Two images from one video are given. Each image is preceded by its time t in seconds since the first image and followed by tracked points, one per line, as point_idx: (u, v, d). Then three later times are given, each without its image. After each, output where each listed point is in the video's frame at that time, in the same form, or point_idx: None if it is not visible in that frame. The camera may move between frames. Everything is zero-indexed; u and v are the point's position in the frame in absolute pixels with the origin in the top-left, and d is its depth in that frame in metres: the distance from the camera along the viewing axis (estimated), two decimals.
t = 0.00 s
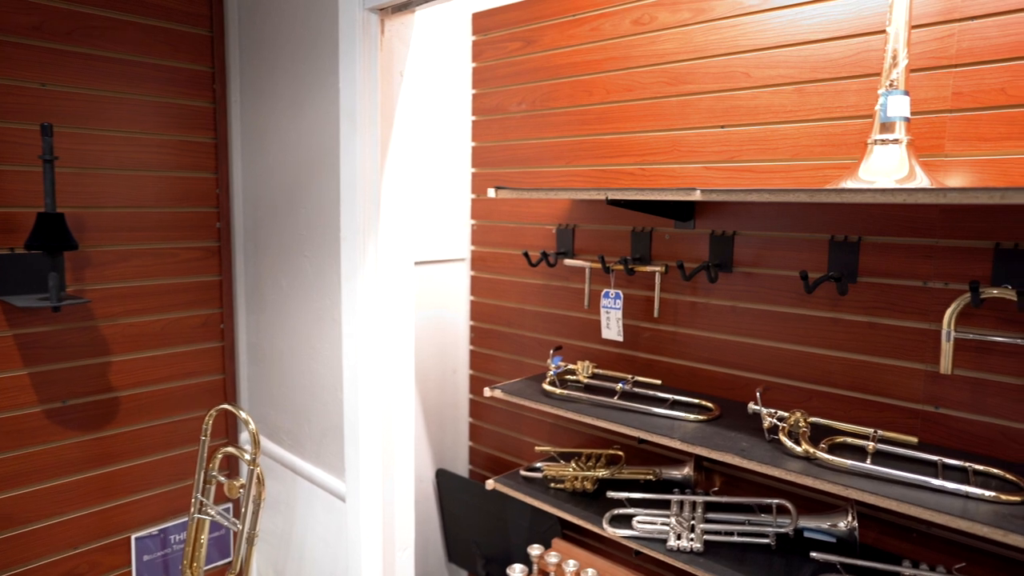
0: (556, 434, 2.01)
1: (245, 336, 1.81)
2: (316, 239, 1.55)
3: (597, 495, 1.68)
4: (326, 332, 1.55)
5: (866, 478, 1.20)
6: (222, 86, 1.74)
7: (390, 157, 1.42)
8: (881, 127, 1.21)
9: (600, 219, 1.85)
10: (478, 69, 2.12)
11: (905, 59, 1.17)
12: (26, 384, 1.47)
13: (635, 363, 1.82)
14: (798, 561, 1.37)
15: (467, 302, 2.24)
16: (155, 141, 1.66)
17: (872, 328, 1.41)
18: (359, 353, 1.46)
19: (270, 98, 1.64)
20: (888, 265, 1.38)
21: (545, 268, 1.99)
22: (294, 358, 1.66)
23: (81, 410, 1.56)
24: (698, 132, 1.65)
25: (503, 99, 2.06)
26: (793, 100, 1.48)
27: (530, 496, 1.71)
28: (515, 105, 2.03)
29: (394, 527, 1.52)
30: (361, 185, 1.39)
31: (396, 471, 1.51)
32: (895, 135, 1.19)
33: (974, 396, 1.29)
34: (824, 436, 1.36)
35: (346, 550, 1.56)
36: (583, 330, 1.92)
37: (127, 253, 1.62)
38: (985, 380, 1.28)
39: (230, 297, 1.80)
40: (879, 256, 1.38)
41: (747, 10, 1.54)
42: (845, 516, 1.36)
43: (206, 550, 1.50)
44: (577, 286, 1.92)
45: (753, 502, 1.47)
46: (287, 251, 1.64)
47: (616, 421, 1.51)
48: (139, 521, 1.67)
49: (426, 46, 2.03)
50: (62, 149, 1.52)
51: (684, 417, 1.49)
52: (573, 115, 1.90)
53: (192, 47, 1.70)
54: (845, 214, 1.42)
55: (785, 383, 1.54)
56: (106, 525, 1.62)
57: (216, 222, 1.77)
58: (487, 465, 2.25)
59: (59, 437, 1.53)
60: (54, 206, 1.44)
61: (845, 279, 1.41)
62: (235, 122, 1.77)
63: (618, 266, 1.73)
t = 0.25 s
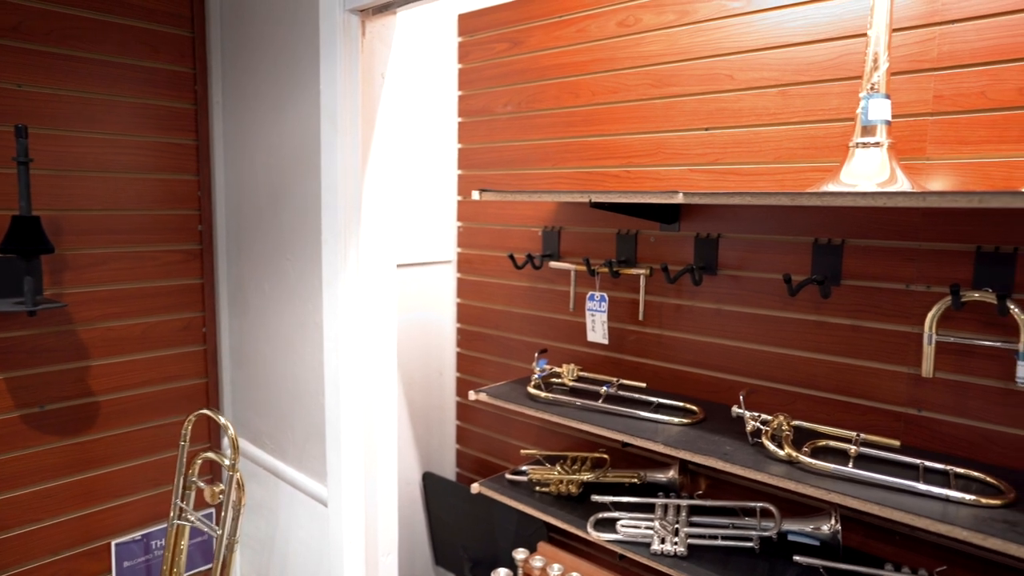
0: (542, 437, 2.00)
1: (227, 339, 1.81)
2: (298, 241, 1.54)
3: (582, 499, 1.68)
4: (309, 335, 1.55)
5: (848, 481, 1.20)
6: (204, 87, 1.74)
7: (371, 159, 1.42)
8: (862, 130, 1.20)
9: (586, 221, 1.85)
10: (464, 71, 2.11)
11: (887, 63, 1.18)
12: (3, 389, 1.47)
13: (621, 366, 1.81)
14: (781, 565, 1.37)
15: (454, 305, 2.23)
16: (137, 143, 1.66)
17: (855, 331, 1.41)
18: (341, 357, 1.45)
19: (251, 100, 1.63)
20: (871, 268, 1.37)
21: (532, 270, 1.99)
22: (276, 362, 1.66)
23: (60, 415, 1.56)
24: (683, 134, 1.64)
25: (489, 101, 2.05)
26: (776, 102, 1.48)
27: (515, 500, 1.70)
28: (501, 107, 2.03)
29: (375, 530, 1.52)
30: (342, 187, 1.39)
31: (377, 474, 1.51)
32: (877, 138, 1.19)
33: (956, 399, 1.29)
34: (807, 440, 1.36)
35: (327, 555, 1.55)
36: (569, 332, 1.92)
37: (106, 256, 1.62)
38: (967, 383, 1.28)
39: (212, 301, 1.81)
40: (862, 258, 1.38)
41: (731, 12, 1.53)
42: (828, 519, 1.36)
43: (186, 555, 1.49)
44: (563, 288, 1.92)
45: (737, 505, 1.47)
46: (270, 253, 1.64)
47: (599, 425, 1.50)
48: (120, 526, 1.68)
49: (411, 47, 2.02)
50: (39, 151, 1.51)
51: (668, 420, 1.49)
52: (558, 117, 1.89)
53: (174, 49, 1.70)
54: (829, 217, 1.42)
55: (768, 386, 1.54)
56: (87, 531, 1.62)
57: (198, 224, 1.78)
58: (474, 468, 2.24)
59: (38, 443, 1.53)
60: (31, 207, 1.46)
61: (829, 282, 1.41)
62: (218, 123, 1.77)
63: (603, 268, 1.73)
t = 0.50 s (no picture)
0: (528, 439, 2.00)
1: (211, 342, 1.82)
2: (281, 242, 1.54)
3: (567, 501, 1.68)
4: (292, 338, 1.55)
5: (828, 483, 1.21)
6: (186, 85, 1.76)
7: (354, 160, 1.42)
8: (842, 133, 1.21)
9: (571, 223, 1.85)
10: (451, 72, 2.11)
11: (865, 66, 1.18)
12: None
13: (606, 367, 1.81)
14: (764, 566, 1.37)
15: (440, 306, 2.23)
16: (117, 143, 1.67)
17: (837, 332, 1.41)
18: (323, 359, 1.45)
19: (235, 102, 1.63)
20: (852, 270, 1.38)
21: (518, 271, 1.99)
22: (260, 364, 1.66)
23: (39, 418, 1.56)
24: (667, 136, 1.65)
25: (476, 102, 2.05)
26: (759, 104, 1.48)
27: (500, 501, 1.70)
28: (487, 108, 2.02)
29: (358, 530, 1.52)
30: (323, 189, 1.39)
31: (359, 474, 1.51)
32: (857, 141, 1.19)
33: (936, 400, 1.30)
34: (788, 441, 1.37)
35: (311, 557, 1.56)
36: (555, 334, 1.92)
37: (87, 258, 1.62)
38: (947, 384, 1.29)
39: (195, 303, 1.81)
40: (844, 260, 1.39)
41: (714, 14, 1.53)
42: (810, 521, 1.37)
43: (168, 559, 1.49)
44: (549, 290, 1.92)
45: (720, 507, 1.48)
46: (253, 255, 1.64)
47: (582, 427, 1.50)
48: (103, 530, 1.68)
49: (397, 48, 2.01)
50: (16, 151, 1.51)
51: (652, 422, 1.49)
52: (544, 119, 1.89)
53: (152, 49, 1.71)
54: (811, 220, 1.42)
55: (751, 388, 1.55)
56: (70, 535, 1.63)
57: (181, 226, 1.78)
58: (461, 470, 2.24)
59: (19, 445, 1.54)
60: (8, 209, 1.48)
61: (812, 283, 1.42)
62: (200, 123, 1.77)
63: (588, 269, 1.74)
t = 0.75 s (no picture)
0: (514, 441, 2.00)
1: (193, 346, 1.81)
2: (263, 244, 1.53)
3: (552, 504, 1.68)
4: (274, 342, 1.54)
5: (811, 486, 1.21)
6: (167, 86, 1.75)
7: (336, 162, 1.40)
8: (825, 136, 1.21)
9: (557, 225, 1.84)
10: (436, 73, 2.11)
11: (848, 70, 1.19)
12: None
13: (592, 370, 1.81)
14: (747, 568, 1.38)
15: (426, 308, 2.22)
16: (97, 146, 1.65)
17: (820, 335, 1.41)
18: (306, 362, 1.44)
19: (217, 103, 1.62)
20: (835, 273, 1.38)
21: (503, 274, 1.98)
22: (242, 368, 1.64)
23: (17, 424, 1.54)
24: (652, 138, 1.64)
25: (461, 103, 2.05)
26: (743, 107, 1.48)
27: (485, 505, 1.69)
28: (473, 109, 2.02)
29: (341, 533, 1.51)
30: (306, 191, 1.38)
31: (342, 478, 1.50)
32: (839, 144, 1.20)
33: (918, 403, 1.30)
34: (771, 444, 1.38)
35: (294, 562, 1.54)
36: (541, 336, 1.91)
37: (64, 261, 1.60)
38: (929, 387, 1.29)
39: (177, 307, 1.80)
40: (827, 263, 1.39)
41: (699, 17, 1.53)
42: (794, 523, 1.37)
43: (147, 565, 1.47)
44: (535, 292, 1.91)
45: (704, 509, 1.48)
46: (235, 258, 1.62)
47: (567, 430, 1.50)
48: (82, 536, 1.66)
49: (382, 49, 2.00)
50: None
51: (637, 425, 1.49)
52: (529, 120, 1.88)
53: (132, 49, 1.70)
54: (795, 223, 1.42)
55: (735, 390, 1.55)
56: (48, 542, 1.61)
57: (162, 228, 1.78)
58: (447, 472, 2.23)
59: None
60: None
61: (795, 286, 1.42)
62: (182, 124, 1.76)
63: (573, 272, 1.74)
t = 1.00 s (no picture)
0: (499, 444, 1.99)
1: (173, 351, 1.82)
2: (243, 249, 1.52)
3: (537, 508, 1.67)
4: (255, 347, 1.52)
5: (794, 490, 1.21)
6: (146, 88, 1.74)
7: (318, 165, 1.39)
8: (808, 141, 1.21)
9: (541, 228, 1.84)
10: (420, 75, 2.09)
11: (831, 74, 1.19)
12: None
13: (577, 373, 1.81)
14: (732, 571, 1.38)
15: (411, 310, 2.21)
16: (70, 147, 1.63)
17: (804, 338, 1.42)
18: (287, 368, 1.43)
19: (198, 105, 1.60)
20: (818, 276, 1.39)
21: (488, 276, 1.97)
22: (223, 373, 1.63)
23: None
24: (636, 141, 1.64)
25: (445, 105, 2.03)
26: (727, 110, 1.48)
27: (470, 509, 1.69)
28: (457, 111, 2.01)
29: (324, 540, 1.50)
30: (287, 195, 1.36)
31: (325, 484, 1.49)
32: (822, 149, 1.20)
33: (900, 405, 1.31)
34: (756, 447, 1.38)
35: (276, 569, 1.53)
36: (526, 339, 1.90)
37: (40, 266, 1.59)
38: (910, 389, 1.30)
39: (156, 311, 1.80)
40: (810, 266, 1.40)
41: (683, 20, 1.53)
42: (778, 525, 1.38)
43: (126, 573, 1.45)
44: (520, 295, 1.90)
45: (689, 512, 1.49)
46: (216, 262, 1.60)
47: (552, 435, 1.49)
48: (61, 545, 1.67)
49: (365, 51, 1.99)
50: None
51: (622, 429, 1.49)
52: (514, 122, 1.88)
53: (109, 50, 1.68)
54: (778, 226, 1.42)
55: (719, 393, 1.55)
56: (26, 551, 1.61)
57: (142, 232, 1.77)
58: (432, 476, 2.22)
59: None
60: None
61: (779, 289, 1.42)
62: (160, 126, 1.75)
63: (558, 275, 1.73)
